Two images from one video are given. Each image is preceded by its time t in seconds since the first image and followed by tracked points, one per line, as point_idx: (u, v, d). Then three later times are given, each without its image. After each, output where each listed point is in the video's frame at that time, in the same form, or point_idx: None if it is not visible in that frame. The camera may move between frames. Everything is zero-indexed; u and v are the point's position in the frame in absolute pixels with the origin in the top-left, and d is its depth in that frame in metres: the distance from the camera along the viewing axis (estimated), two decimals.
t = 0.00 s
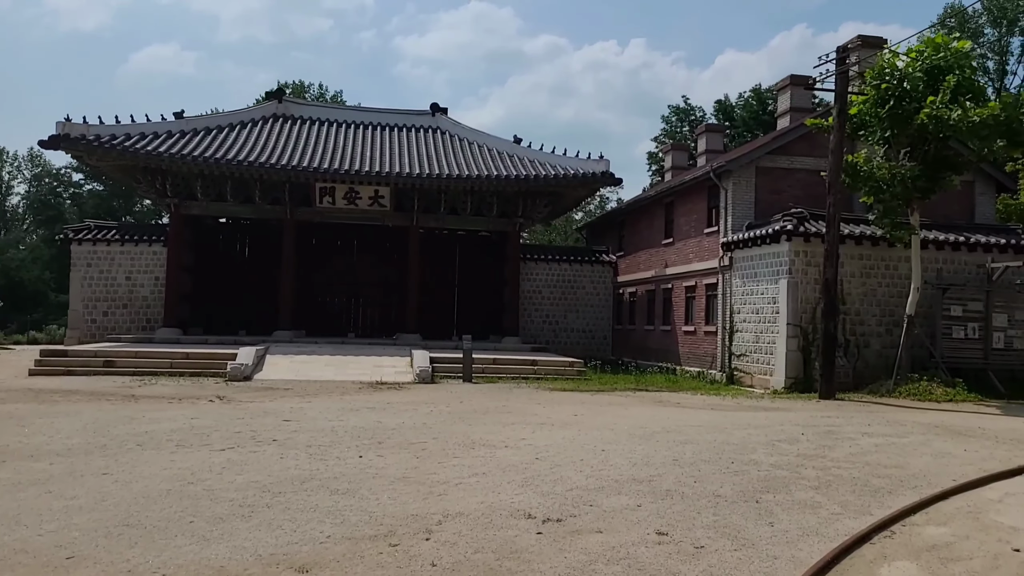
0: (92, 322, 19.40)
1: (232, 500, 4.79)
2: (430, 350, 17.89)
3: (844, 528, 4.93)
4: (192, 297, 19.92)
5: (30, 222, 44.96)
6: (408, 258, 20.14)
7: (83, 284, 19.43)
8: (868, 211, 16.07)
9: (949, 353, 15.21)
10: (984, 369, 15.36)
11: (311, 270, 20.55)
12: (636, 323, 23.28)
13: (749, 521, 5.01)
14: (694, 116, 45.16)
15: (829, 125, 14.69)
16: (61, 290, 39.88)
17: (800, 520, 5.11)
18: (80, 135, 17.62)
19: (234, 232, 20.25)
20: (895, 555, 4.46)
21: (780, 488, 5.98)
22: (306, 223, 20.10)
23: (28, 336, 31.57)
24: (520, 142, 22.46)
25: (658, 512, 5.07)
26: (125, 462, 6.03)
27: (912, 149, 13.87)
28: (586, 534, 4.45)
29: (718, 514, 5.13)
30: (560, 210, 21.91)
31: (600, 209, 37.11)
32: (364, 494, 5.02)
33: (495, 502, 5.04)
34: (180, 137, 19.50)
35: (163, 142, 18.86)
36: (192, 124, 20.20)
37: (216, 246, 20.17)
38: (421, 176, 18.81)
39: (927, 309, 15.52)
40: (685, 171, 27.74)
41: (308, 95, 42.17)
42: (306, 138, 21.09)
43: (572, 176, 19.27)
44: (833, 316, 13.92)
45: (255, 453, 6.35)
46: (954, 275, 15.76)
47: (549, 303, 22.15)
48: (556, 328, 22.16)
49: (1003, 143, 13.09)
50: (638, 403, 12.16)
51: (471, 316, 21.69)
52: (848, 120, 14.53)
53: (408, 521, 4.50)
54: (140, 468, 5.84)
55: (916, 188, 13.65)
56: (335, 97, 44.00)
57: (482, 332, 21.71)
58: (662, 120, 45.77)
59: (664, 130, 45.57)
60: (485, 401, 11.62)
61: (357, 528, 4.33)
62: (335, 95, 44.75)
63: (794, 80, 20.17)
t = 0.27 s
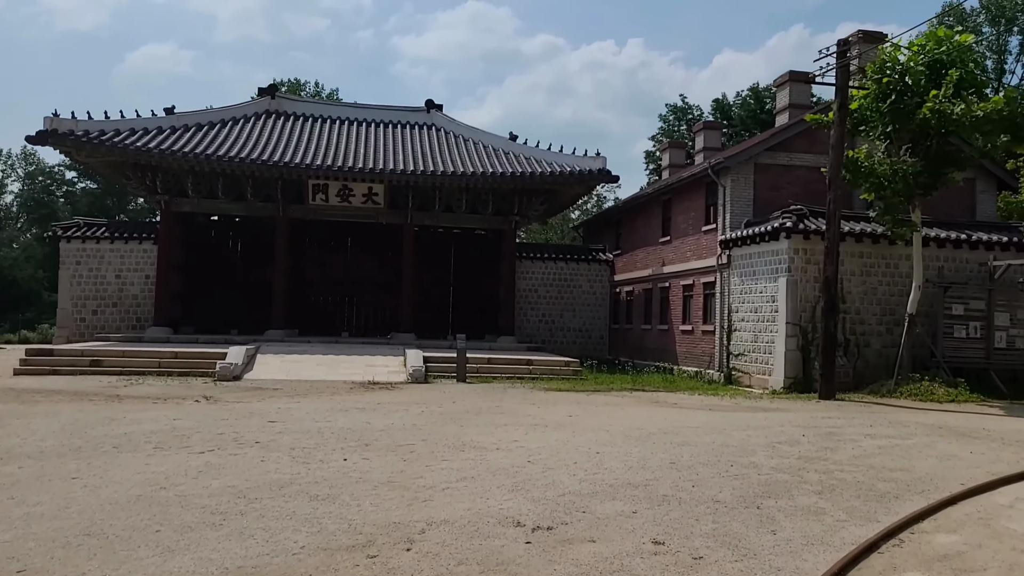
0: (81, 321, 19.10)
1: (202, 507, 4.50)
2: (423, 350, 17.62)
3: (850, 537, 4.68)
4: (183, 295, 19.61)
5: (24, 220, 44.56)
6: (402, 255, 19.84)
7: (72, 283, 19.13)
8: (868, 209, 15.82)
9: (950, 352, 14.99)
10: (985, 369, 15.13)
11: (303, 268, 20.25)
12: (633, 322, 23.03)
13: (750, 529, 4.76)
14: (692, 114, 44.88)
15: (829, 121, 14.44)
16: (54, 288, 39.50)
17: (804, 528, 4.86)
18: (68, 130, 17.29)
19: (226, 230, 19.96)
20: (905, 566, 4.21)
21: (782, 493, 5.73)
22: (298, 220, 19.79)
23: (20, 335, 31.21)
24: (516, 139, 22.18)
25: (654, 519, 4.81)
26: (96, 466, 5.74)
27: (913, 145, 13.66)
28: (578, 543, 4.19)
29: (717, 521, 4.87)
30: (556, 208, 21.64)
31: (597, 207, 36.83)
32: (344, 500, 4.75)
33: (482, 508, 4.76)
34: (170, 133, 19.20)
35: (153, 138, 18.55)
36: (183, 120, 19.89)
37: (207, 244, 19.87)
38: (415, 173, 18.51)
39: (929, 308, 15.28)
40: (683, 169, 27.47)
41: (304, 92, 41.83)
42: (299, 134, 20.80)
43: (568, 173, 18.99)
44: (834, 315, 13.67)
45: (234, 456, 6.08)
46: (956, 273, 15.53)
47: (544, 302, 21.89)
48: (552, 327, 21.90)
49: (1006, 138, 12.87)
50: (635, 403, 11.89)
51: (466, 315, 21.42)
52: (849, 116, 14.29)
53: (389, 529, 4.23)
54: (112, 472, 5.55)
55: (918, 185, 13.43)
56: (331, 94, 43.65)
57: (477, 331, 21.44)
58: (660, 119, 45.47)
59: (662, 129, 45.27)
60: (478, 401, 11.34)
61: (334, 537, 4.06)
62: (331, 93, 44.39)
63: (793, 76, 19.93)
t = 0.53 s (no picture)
0: (55, 322, 18.71)
1: (153, 520, 4.23)
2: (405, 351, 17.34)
3: (838, 551, 4.48)
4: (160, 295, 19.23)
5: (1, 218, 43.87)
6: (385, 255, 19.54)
7: (46, 282, 18.72)
8: (855, 209, 15.70)
9: (935, 353, 14.91)
10: (970, 371, 15.05)
11: (284, 268, 19.92)
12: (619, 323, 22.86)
13: (733, 540, 4.55)
14: (678, 116, 44.83)
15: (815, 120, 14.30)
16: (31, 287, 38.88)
17: (789, 539, 4.66)
18: (41, 125, 16.88)
19: (205, 229, 19.61)
20: None
21: (766, 501, 5.53)
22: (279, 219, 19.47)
23: None
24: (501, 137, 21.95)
25: (633, 531, 4.59)
26: (49, 475, 5.45)
27: (900, 145, 13.55)
28: (552, 559, 3.96)
29: (700, 533, 4.66)
30: (542, 208, 21.42)
31: (583, 206, 36.66)
32: (307, 512, 4.51)
33: (452, 521, 4.52)
34: (148, 129, 18.81)
35: (129, 134, 18.17)
36: (161, 116, 19.50)
37: (186, 243, 19.50)
38: (397, 172, 18.21)
39: (914, 310, 15.18)
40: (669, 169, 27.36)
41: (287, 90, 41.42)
42: (280, 130, 20.42)
43: (553, 172, 18.76)
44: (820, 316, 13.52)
45: (196, 464, 5.80)
46: (940, 274, 15.46)
47: (529, 302, 21.67)
48: (537, 327, 21.68)
49: (993, 138, 12.76)
50: (619, 406, 11.69)
51: (450, 316, 21.17)
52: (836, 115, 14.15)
53: (352, 544, 3.99)
54: (64, 481, 5.26)
55: (904, 184, 13.31)
56: (315, 92, 43.25)
57: (461, 332, 21.20)
58: (646, 120, 45.38)
59: (648, 129, 45.19)
60: (458, 404, 11.10)
61: (293, 553, 3.81)
62: (315, 91, 43.98)
63: (779, 75, 19.80)
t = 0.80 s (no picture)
0: None
1: (70, 534, 3.90)
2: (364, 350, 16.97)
3: (801, 554, 4.30)
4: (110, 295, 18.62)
5: None
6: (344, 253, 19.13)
7: None
8: (816, 206, 15.71)
9: (895, 349, 14.97)
10: (928, 366, 15.16)
11: (240, 267, 19.42)
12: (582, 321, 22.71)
13: (692, 544, 4.36)
14: (643, 115, 44.90)
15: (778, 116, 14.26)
16: None
17: (750, 542, 4.48)
18: None
19: (157, 226, 19.02)
20: None
21: (728, 502, 5.35)
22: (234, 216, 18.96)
23: None
24: (463, 134, 21.66)
25: (589, 536, 4.37)
26: None
27: (860, 141, 13.56)
28: (502, 569, 3.72)
29: (660, 538, 4.45)
30: (505, 205, 21.17)
31: (548, 204, 36.50)
32: (241, 523, 4.22)
33: (397, 529, 4.26)
34: (96, 123, 18.18)
35: (76, 127, 17.53)
36: (111, 110, 18.88)
37: (137, 241, 18.91)
38: (356, 168, 17.82)
39: (873, 306, 15.23)
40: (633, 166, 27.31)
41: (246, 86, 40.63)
42: (235, 125, 19.90)
43: (515, 169, 18.52)
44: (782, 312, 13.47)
45: (129, 471, 5.46)
46: (900, 270, 15.53)
47: (492, 300, 21.43)
48: (500, 326, 21.43)
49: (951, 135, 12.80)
50: (581, 404, 11.50)
51: (412, 315, 20.83)
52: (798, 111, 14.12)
53: (286, 557, 3.71)
54: None
55: (864, 180, 13.32)
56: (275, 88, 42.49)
57: (422, 332, 20.88)
58: (611, 119, 45.40)
59: (613, 129, 45.22)
60: (417, 404, 10.81)
61: (219, 568, 3.52)
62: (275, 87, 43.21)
63: (742, 73, 19.80)
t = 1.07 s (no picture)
0: None
1: None
2: (319, 353, 16.52)
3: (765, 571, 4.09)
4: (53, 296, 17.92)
5: None
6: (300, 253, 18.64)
7: None
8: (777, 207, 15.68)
9: (854, 351, 15.00)
10: (886, 367, 15.22)
11: (191, 267, 18.84)
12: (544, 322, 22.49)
13: (652, 562, 4.12)
14: (606, 116, 44.89)
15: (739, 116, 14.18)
16: None
17: (712, 558, 4.25)
18: None
19: (104, 224, 18.35)
20: None
21: (689, 514, 5.13)
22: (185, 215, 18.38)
23: None
24: (423, 132, 21.29)
25: (543, 555, 4.11)
26: None
27: (820, 142, 13.52)
28: None
29: (617, 555, 4.19)
30: (465, 205, 20.85)
31: (510, 204, 36.25)
32: (164, 546, 3.87)
33: (336, 550, 3.95)
34: (38, 116, 17.47)
35: (16, 120, 16.81)
36: (55, 103, 18.16)
37: (82, 240, 18.23)
38: (312, 165, 17.35)
39: (833, 308, 15.24)
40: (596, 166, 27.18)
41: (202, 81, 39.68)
42: (187, 120, 19.30)
43: (476, 167, 18.21)
44: (743, 314, 13.37)
45: (50, 487, 5.07)
46: (859, 272, 15.57)
47: (452, 301, 21.10)
48: (461, 328, 21.11)
49: (910, 137, 12.81)
50: (541, 408, 11.25)
51: (370, 316, 20.42)
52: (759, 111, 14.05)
53: None
54: None
55: (824, 181, 13.28)
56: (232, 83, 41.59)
57: (381, 334, 20.47)
58: (575, 119, 45.33)
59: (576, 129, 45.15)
60: (372, 409, 10.46)
61: None
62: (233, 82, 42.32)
63: (703, 73, 19.74)
